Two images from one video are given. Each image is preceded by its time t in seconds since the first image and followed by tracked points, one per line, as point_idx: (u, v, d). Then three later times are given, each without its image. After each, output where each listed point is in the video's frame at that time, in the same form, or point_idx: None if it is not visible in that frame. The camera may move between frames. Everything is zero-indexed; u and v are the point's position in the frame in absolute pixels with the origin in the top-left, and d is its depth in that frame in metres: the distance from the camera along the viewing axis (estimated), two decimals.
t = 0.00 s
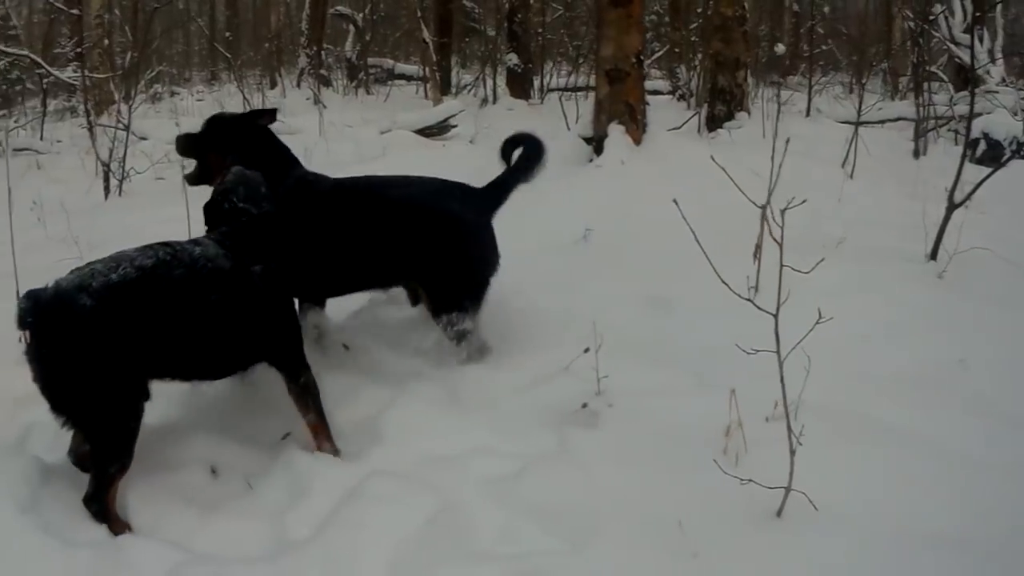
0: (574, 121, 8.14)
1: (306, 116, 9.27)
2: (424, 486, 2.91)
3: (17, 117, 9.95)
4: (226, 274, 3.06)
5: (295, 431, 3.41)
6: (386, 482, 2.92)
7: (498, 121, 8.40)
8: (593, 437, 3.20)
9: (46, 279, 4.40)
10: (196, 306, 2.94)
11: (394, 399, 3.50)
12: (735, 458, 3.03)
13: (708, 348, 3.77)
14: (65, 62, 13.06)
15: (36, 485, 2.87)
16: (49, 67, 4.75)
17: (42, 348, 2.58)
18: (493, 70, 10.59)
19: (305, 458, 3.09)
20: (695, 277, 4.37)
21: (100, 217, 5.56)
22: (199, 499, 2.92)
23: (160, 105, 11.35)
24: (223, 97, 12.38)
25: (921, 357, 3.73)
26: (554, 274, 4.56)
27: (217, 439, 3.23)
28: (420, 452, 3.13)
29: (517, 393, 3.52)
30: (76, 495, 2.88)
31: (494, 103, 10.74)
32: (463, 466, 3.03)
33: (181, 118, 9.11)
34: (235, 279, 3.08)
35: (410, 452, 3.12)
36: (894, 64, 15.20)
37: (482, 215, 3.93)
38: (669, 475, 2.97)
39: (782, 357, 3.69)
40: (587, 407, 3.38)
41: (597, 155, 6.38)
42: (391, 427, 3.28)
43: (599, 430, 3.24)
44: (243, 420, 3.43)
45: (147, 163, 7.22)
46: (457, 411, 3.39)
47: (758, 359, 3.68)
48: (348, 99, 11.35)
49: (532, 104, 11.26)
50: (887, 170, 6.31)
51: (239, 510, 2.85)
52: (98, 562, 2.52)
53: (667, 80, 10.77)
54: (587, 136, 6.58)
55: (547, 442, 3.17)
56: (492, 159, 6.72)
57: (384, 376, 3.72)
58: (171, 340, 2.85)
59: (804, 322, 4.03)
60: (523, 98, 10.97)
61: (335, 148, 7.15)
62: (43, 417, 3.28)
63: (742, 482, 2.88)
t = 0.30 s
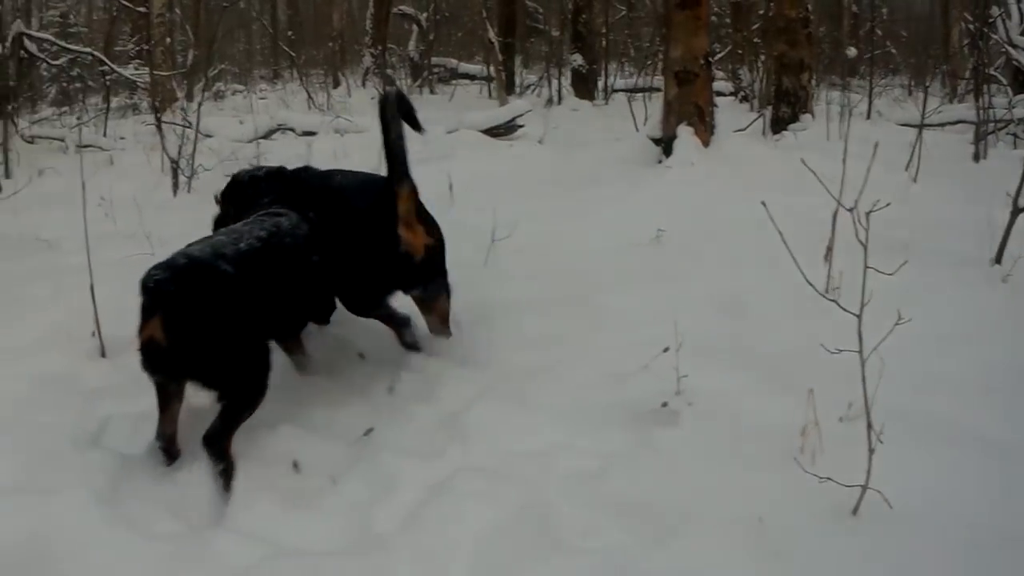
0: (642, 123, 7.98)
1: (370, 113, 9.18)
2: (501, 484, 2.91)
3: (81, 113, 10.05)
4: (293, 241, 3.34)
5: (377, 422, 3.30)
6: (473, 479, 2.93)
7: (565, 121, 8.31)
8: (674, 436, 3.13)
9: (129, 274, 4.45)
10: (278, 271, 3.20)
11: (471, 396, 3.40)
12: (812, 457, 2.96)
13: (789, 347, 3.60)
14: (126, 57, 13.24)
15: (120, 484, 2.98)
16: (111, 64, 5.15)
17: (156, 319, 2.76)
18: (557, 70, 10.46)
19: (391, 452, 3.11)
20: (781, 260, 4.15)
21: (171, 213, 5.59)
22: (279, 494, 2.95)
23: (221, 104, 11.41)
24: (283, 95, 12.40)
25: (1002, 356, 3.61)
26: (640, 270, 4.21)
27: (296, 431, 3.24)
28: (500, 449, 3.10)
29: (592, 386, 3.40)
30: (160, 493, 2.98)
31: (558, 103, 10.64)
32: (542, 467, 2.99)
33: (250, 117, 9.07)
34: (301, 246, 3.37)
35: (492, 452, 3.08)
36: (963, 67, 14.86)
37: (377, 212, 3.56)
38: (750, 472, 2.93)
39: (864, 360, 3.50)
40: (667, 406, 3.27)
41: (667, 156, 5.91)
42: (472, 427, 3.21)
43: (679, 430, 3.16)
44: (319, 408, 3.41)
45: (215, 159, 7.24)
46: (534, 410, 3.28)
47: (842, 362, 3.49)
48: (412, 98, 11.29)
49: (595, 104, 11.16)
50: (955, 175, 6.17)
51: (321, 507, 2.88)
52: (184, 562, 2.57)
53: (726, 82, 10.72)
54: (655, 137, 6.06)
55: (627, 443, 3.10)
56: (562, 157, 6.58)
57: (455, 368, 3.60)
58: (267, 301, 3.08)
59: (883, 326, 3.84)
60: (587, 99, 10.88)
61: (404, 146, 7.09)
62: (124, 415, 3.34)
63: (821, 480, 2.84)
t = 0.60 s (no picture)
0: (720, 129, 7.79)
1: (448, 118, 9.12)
2: (583, 494, 2.87)
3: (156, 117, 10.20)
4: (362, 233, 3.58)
5: (466, 430, 3.28)
6: (559, 488, 2.91)
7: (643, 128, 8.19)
8: (756, 448, 3.06)
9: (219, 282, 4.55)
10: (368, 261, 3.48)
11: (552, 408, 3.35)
12: (893, 470, 2.86)
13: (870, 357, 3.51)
14: (200, 62, 13.53)
15: (207, 491, 3.04)
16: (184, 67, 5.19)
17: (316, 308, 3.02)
18: (632, 77, 10.28)
19: (480, 460, 3.10)
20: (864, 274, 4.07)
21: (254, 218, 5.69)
22: (366, 500, 2.95)
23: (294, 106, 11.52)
24: (353, 97, 12.46)
25: None
26: (721, 279, 4.15)
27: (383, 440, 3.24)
28: (587, 459, 3.06)
29: (676, 397, 3.36)
30: (241, 497, 3.01)
31: (633, 109, 10.46)
32: (625, 477, 2.94)
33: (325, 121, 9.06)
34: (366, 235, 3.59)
35: (580, 462, 3.05)
36: None
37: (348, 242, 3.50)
38: (834, 477, 2.87)
39: (950, 376, 3.38)
40: (751, 418, 3.21)
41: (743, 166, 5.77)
42: (558, 439, 3.18)
43: (762, 442, 3.08)
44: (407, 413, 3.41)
45: (293, 162, 7.32)
46: (621, 424, 3.24)
47: (926, 377, 3.38)
48: (485, 102, 11.25)
49: (670, 111, 10.97)
50: None
51: (412, 511, 2.87)
52: (260, 570, 2.60)
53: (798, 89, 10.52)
54: (731, 145, 5.96)
55: (711, 455, 3.03)
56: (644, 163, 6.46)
57: (535, 378, 3.56)
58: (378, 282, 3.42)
59: (965, 345, 3.72)
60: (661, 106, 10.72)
61: (482, 152, 7.07)
62: (211, 417, 3.46)
63: (903, 496, 2.73)
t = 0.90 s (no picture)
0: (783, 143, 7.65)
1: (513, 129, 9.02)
2: (651, 510, 2.83)
3: (217, 123, 10.25)
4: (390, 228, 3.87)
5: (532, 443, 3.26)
6: (624, 501, 2.88)
7: (706, 139, 8.08)
8: (820, 465, 2.97)
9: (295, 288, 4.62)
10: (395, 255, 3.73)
11: (619, 423, 3.32)
12: (953, 490, 2.79)
13: (929, 378, 3.41)
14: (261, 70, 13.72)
15: (272, 499, 3.04)
16: (245, 75, 5.25)
17: (332, 293, 3.37)
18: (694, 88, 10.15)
19: (547, 474, 3.08)
20: (927, 286, 3.97)
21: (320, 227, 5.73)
22: (432, 512, 2.92)
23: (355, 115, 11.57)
24: (412, 105, 12.44)
25: None
26: (787, 294, 4.09)
27: (444, 451, 3.25)
28: (652, 475, 3.02)
29: (740, 414, 3.32)
30: (304, 506, 3.01)
31: (694, 120, 10.29)
32: (691, 494, 2.89)
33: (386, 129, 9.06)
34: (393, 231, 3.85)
35: (646, 476, 3.02)
36: None
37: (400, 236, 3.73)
38: (906, 494, 2.80)
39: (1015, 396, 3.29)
40: (814, 435, 3.13)
41: (807, 179, 5.44)
42: (624, 454, 3.15)
43: (824, 460, 3.00)
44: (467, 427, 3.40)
45: (355, 172, 7.36)
46: (686, 440, 3.19)
47: (991, 398, 3.28)
48: (547, 112, 11.17)
49: (732, 123, 10.77)
50: None
51: (483, 520, 2.85)
52: None
53: (862, 101, 10.28)
54: (794, 158, 5.61)
55: (777, 472, 2.96)
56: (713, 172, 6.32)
57: (601, 392, 3.53)
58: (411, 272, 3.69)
59: None
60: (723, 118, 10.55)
61: (546, 163, 7.02)
62: (279, 425, 3.51)
63: (962, 515, 2.66)
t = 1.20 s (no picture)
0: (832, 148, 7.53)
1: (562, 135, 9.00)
2: (702, 517, 2.79)
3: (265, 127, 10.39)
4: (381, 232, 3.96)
5: (579, 451, 3.24)
6: (673, 509, 2.84)
7: (757, 146, 8.01)
8: (870, 475, 2.92)
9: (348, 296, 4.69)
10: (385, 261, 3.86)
11: (668, 428, 3.32)
12: (999, 500, 2.70)
13: (978, 385, 3.32)
14: (309, 76, 13.93)
15: (317, 499, 3.02)
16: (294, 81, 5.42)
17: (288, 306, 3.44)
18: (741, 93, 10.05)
19: (594, 481, 3.06)
20: (978, 292, 3.91)
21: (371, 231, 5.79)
22: (477, 518, 2.90)
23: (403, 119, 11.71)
24: (461, 109, 12.49)
25: None
26: (836, 301, 4.05)
27: (488, 458, 3.25)
28: (701, 482, 2.98)
29: (787, 422, 3.28)
30: (348, 507, 2.99)
31: (743, 126, 10.18)
32: (742, 502, 2.85)
33: (435, 134, 9.10)
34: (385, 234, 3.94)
35: (694, 483, 2.98)
36: None
37: (388, 245, 3.86)
38: (960, 502, 2.73)
39: None
40: (862, 444, 3.07)
41: (855, 186, 5.34)
42: (671, 462, 3.11)
43: (873, 469, 2.95)
44: (509, 434, 3.40)
45: (404, 176, 7.44)
46: (735, 448, 3.16)
47: None
48: (595, 118, 11.17)
49: (780, 128, 10.63)
50: None
51: (528, 526, 2.84)
52: None
53: (910, 107, 10.10)
54: (842, 165, 5.51)
55: (826, 480, 2.91)
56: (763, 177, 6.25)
57: (649, 399, 3.53)
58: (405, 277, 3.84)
59: None
60: (772, 124, 10.43)
61: (595, 169, 7.03)
62: (324, 430, 3.51)
63: (1008, 527, 2.58)
